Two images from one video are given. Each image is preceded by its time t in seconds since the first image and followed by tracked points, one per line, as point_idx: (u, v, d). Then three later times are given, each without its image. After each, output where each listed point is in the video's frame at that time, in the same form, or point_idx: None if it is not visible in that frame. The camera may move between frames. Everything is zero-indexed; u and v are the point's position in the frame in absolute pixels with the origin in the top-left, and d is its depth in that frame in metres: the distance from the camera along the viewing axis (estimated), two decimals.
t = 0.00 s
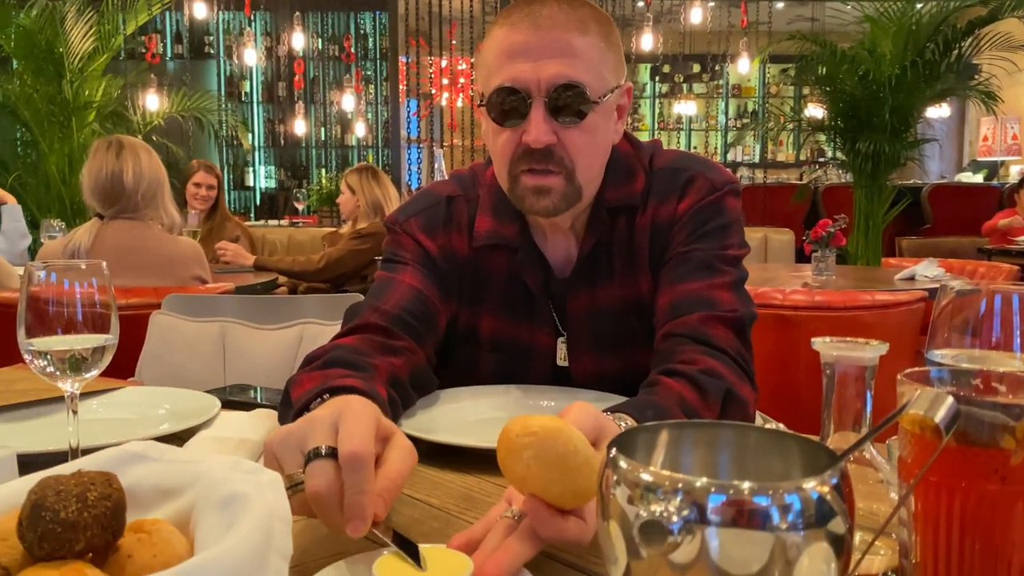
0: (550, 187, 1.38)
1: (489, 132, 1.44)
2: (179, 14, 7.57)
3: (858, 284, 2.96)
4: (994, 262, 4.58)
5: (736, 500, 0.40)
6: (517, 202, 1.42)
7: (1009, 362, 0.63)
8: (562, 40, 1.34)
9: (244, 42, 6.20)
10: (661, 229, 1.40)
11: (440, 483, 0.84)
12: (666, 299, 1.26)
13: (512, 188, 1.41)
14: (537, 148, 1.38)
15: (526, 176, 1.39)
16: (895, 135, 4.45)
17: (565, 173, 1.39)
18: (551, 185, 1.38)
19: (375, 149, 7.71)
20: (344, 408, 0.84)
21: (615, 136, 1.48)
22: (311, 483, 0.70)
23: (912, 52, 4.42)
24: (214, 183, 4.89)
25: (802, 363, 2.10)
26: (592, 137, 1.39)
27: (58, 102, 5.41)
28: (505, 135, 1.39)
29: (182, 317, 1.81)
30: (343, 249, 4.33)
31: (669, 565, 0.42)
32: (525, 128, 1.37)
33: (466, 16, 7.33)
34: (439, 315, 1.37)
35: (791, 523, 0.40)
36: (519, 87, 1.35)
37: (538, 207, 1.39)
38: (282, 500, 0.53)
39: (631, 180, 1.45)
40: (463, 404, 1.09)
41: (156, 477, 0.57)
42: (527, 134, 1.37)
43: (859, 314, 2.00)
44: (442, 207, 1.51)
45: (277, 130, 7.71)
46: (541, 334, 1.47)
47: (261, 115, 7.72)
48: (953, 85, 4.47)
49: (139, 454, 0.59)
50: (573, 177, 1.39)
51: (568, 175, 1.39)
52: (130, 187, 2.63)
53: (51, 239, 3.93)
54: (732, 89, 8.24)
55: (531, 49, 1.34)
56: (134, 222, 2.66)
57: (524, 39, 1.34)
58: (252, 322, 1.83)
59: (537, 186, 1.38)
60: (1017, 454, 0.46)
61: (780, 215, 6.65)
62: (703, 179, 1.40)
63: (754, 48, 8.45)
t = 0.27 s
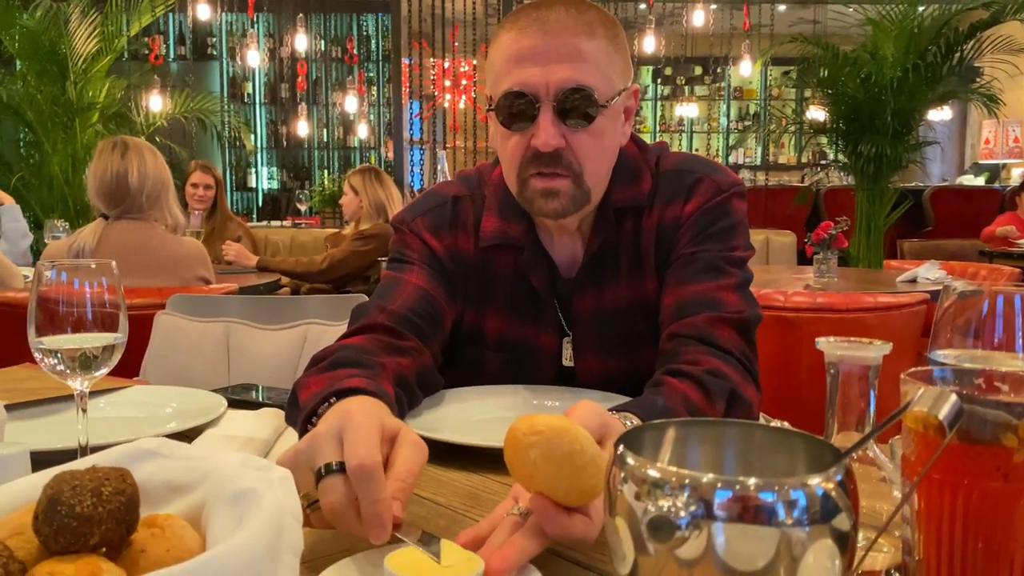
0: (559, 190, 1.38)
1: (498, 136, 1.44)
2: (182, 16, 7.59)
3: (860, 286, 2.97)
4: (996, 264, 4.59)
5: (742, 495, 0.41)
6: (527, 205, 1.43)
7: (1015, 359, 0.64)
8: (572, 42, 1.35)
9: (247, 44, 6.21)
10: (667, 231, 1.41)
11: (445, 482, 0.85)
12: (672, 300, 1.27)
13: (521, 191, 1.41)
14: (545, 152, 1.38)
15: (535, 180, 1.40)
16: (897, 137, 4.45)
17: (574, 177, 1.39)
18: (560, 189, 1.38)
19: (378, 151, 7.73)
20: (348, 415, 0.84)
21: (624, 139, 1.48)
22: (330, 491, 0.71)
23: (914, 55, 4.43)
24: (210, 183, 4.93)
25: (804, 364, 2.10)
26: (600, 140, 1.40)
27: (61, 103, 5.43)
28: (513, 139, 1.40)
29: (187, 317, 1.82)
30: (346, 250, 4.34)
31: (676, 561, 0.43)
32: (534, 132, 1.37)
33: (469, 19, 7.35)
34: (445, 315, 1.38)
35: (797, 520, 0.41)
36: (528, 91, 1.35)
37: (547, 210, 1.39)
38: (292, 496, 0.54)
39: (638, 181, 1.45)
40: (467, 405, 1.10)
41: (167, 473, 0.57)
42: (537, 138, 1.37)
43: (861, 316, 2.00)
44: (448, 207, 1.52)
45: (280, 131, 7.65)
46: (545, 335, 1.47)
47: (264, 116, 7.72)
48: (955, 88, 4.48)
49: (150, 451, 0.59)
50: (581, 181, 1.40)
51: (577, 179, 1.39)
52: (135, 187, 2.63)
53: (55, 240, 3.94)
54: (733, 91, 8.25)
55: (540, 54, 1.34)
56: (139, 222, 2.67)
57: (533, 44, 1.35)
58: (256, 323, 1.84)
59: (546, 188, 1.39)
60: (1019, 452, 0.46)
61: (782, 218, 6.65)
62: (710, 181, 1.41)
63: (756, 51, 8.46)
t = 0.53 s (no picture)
0: (574, 193, 1.39)
1: (507, 147, 1.45)
2: (183, 18, 7.61)
3: (861, 288, 2.98)
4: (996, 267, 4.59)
5: (741, 490, 0.42)
6: (539, 210, 1.43)
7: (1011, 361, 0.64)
8: (574, 47, 1.35)
9: (248, 46, 6.22)
10: (668, 233, 1.42)
11: (448, 480, 0.86)
12: (673, 302, 1.28)
13: (536, 197, 1.42)
14: (558, 157, 1.39)
15: (550, 185, 1.40)
16: (897, 140, 4.46)
17: (588, 176, 1.40)
18: (576, 190, 1.40)
19: (379, 153, 7.74)
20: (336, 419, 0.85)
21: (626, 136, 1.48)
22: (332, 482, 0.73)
23: (913, 59, 4.44)
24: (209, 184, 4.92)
25: (803, 365, 2.11)
26: (608, 139, 1.41)
27: (63, 104, 5.44)
28: (524, 149, 1.40)
29: (189, 318, 1.83)
30: (347, 251, 4.35)
31: (677, 556, 0.44)
32: (545, 138, 1.38)
33: (470, 21, 7.37)
34: (447, 316, 1.39)
35: (795, 514, 0.42)
36: (535, 101, 1.35)
37: (563, 212, 1.40)
38: (299, 494, 0.55)
39: (638, 183, 1.46)
40: (469, 405, 1.11)
41: (176, 470, 0.58)
42: (548, 144, 1.38)
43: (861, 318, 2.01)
44: (451, 208, 1.53)
45: (281, 133, 7.70)
46: (546, 336, 1.48)
47: (265, 117, 7.73)
48: (954, 91, 4.49)
49: (159, 447, 0.60)
50: (595, 181, 1.41)
51: (591, 179, 1.40)
52: (137, 188, 2.65)
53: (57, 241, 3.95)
54: (733, 94, 8.21)
55: (541, 62, 1.34)
56: (141, 223, 2.68)
57: (532, 53, 1.34)
58: (258, 324, 1.85)
59: (560, 192, 1.40)
60: (1012, 450, 0.47)
61: (782, 220, 6.67)
62: (711, 184, 1.42)
63: (756, 54, 8.48)
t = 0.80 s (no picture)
0: (585, 166, 1.39)
1: (511, 130, 1.45)
2: (184, 18, 7.64)
3: (858, 289, 3.00)
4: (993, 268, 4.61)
5: (733, 480, 0.43)
6: (547, 186, 1.42)
7: (994, 355, 0.66)
8: (577, 41, 1.38)
9: (248, 47, 6.23)
10: (664, 231, 1.43)
11: (445, 474, 0.87)
12: (669, 299, 1.29)
13: (546, 176, 1.41)
14: (569, 129, 1.38)
15: (559, 161, 1.40)
16: (895, 142, 4.48)
17: (597, 151, 1.40)
18: (587, 167, 1.40)
19: (378, 153, 7.76)
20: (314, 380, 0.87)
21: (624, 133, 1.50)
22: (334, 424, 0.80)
23: (911, 61, 4.45)
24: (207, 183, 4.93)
25: (800, 365, 2.13)
26: (615, 117, 1.41)
27: (63, 104, 5.46)
28: (533, 124, 1.40)
29: (190, 317, 1.84)
30: (347, 251, 4.36)
31: (670, 546, 0.45)
32: (556, 108, 1.37)
33: (470, 23, 7.39)
34: (446, 315, 1.40)
35: (784, 504, 0.43)
36: (545, 75, 1.37)
37: (575, 193, 1.41)
38: (300, 484, 0.56)
39: (635, 180, 1.47)
40: (467, 402, 1.12)
41: (180, 462, 0.59)
42: (559, 114, 1.37)
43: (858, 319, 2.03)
44: (450, 208, 1.54)
45: (281, 134, 7.72)
46: (544, 335, 1.50)
47: (265, 118, 7.76)
48: (952, 93, 4.51)
49: (164, 440, 0.62)
50: (604, 156, 1.41)
51: (600, 153, 1.40)
52: (139, 188, 2.67)
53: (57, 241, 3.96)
54: (732, 96, 8.29)
55: (550, 40, 1.37)
56: (142, 223, 2.69)
57: (541, 32, 1.38)
58: (259, 323, 1.86)
59: (571, 166, 1.39)
60: (997, 442, 0.48)
61: (780, 222, 6.69)
62: (706, 182, 1.43)
63: (755, 56, 8.51)
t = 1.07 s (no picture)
0: (582, 155, 1.38)
1: (510, 120, 1.45)
2: (183, 18, 7.64)
3: (856, 288, 3.01)
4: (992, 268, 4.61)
5: (723, 469, 0.44)
6: (542, 176, 1.42)
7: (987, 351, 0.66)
8: (578, 34, 1.39)
9: (248, 47, 6.23)
10: (661, 229, 1.44)
11: (443, 469, 0.88)
12: (667, 296, 1.30)
13: (541, 163, 1.41)
14: (567, 118, 1.39)
15: (555, 149, 1.40)
16: (893, 142, 4.48)
17: (595, 141, 1.40)
18: (582, 154, 1.38)
19: (378, 153, 7.75)
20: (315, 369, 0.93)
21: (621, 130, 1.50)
22: (335, 388, 0.86)
23: (909, 62, 4.46)
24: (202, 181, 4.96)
25: (797, 363, 2.13)
26: (613, 111, 1.42)
27: (63, 103, 5.46)
28: (532, 113, 1.41)
29: (189, 315, 1.85)
30: (348, 251, 4.37)
31: (661, 533, 0.46)
32: (554, 98, 1.38)
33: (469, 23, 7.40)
34: (444, 312, 1.41)
35: (773, 492, 0.44)
36: (546, 65, 1.38)
37: (569, 178, 1.39)
38: (298, 476, 0.57)
39: (631, 177, 1.49)
40: (467, 397, 1.13)
41: (181, 454, 0.60)
42: (558, 103, 1.38)
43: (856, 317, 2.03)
44: (449, 206, 1.55)
45: (280, 134, 7.73)
46: (542, 330, 1.51)
47: (265, 118, 7.76)
48: (950, 93, 4.51)
49: (165, 432, 0.63)
50: (601, 147, 1.41)
51: (597, 144, 1.40)
52: (138, 187, 2.68)
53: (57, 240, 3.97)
54: (732, 96, 8.29)
55: (551, 32, 1.39)
56: (142, 222, 2.71)
57: (542, 23, 1.40)
58: (258, 321, 1.87)
59: (568, 154, 1.38)
60: (983, 434, 0.49)
61: (779, 222, 6.69)
62: (702, 181, 1.44)
63: (754, 56, 8.52)
